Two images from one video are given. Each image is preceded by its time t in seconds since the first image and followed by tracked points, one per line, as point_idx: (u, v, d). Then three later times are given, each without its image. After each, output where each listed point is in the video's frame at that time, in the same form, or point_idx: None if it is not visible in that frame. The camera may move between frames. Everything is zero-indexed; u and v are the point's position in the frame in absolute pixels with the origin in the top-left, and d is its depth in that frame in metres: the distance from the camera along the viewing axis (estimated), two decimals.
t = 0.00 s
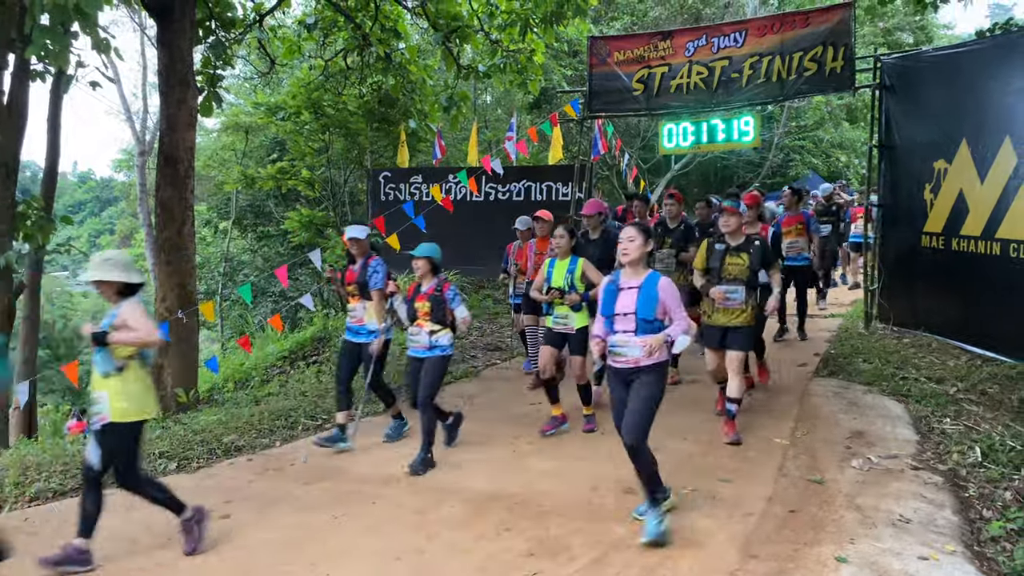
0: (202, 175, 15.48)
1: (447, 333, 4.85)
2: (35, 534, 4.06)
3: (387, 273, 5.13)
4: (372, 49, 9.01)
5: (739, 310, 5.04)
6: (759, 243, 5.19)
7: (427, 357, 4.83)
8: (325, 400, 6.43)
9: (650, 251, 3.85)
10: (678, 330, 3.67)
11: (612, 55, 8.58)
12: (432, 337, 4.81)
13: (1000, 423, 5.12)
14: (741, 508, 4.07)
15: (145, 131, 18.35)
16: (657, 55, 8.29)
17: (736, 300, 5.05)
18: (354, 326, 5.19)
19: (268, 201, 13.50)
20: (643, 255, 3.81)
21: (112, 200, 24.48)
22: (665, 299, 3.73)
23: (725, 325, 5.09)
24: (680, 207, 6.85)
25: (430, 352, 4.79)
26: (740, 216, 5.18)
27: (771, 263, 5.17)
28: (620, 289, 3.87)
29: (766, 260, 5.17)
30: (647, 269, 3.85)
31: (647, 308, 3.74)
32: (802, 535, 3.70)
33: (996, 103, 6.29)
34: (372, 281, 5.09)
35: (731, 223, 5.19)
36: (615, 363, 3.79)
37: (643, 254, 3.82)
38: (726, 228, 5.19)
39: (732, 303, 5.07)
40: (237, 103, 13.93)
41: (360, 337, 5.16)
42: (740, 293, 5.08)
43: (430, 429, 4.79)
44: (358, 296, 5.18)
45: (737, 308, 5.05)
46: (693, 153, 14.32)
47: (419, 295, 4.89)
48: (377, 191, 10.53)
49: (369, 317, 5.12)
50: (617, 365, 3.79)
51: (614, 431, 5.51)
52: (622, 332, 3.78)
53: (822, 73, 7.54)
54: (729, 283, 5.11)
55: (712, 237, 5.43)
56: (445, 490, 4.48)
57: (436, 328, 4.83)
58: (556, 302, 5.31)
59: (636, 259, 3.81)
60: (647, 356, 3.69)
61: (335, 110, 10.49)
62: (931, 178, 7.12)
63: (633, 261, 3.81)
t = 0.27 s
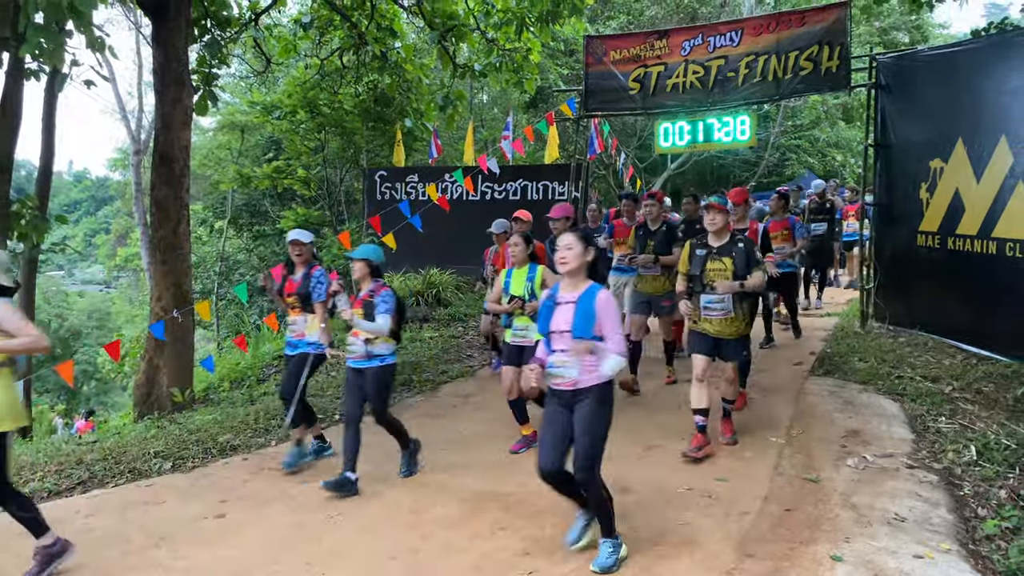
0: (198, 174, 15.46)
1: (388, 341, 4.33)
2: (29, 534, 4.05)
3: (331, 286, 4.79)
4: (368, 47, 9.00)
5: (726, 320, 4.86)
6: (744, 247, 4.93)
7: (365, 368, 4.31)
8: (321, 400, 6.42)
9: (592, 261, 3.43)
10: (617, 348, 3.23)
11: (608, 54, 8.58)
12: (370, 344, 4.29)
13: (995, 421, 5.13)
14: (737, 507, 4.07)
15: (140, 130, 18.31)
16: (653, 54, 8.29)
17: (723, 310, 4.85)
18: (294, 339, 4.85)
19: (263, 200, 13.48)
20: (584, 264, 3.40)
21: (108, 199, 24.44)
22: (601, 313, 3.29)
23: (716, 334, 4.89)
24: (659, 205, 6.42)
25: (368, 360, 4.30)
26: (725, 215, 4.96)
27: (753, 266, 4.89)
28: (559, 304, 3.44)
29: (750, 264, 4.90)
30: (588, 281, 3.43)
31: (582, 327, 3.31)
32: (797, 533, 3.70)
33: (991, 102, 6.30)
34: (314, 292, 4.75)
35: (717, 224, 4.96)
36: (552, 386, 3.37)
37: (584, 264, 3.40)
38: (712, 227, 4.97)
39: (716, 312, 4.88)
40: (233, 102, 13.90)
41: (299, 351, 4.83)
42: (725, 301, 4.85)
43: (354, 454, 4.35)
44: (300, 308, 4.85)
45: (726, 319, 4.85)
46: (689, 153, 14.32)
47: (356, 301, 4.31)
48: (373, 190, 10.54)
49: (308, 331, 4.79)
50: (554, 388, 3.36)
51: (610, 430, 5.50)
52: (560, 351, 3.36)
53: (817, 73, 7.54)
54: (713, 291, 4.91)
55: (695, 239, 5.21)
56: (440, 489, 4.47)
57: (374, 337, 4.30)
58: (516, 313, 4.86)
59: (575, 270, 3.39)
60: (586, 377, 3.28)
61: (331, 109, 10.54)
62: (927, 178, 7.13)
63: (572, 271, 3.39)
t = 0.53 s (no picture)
0: (193, 173, 15.44)
1: (311, 357, 3.99)
2: (23, 533, 4.05)
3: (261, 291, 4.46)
4: (363, 46, 8.99)
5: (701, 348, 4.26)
6: (722, 267, 4.39)
7: (285, 385, 3.98)
8: (316, 399, 6.42)
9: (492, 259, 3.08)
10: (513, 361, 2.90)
11: (603, 53, 8.59)
12: (290, 361, 3.97)
13: (988, 419, 5.16)
14: (730, 505, 4.08)
15: (134, 129, 18.27)
16: (648, 53, 8.31)
17: (698, 335, 4.28)
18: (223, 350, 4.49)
19: (258, 199, 13.48)
20: (484, 264, 3.04)
21: (103, 199, 24.39)
22: (492, 320, 2.94)
23: (690, 362, 4.28)
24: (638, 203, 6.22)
25: (288, 379, 3.95)
26: (705, 229, 4.40)
27: (735, 288, 4.39)
28: (456, 308, 3.07)
29: (733, 285, 4.39)
30: (488, 282, 3.06)
31: (471, 332, 2.95)
32: (790, 530, 3.72)
33: (985, 102, 6.33)
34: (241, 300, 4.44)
35: (695, 240, 4.39)
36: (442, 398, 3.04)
37: (483, 263, 3.04)
38: (689, 244, 4.41)
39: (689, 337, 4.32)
40: (228, 101, 13.90)
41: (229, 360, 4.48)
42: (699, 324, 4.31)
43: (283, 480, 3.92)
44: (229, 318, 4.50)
45: (701, 344, 4.27)
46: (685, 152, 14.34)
47: (276, 313, 4.05)
48: (368, 189, 10.45)
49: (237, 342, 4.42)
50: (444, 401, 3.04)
51: (604, 428, 5.51)
52: (450, 360, 3.02)
53: (811, 71, 7.56)
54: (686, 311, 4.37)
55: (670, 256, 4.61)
56: (435, 487, 4.48)
57: (295, 352, 3.98)
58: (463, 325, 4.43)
59: (472, 272, 3.03)
60: (474, 390, 2.96)
61: (326, 107, 10.51)
62: (921, 176, 7.15)
63: (470, 272, 3.02)
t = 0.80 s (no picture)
0: (186, 172, 15.41)
1: (213, 373, 3.69)
2: (17, 532, 4.05)
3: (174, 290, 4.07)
4: (357, 44, 8.98)
5: (676, 359, 3.91)
6: (700, 271, 3.96)
7: (189, 405, 3.70)
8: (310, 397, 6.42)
9: (365, 252, 2.88)
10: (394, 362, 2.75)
11: (597, 52, 8.60)
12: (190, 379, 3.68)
13: (980, 415, 5.19)
14: (723, 501, 4.10)
15: (128, 127, 18.21)
16: (642, 52, 8.33)
17: (670, 347, 3.93)
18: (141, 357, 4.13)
19: (252, 198, 13.47)
20: (355, 257, 2.86)
21: (96, 197, 24.32)
22: (364, 321, 2.77)
23: (662, 379, 3.94)
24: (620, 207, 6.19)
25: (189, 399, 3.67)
26: (677, 233, 4.00)
27: (716, 293, 3.97)
28: (327, 305, 2.90)
29: (712, 289, 3.96)
30: (362, 275, 2.90)
31: (353, 332, 2.79)
32: (783, 527, 3.74)
33: (977, 100, 6.35)
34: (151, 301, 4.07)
35: (665, 244, 4.00)
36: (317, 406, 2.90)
37: (354, 256, 2.86)
38: (659, 250, 4.01)
39: (662, 348, 3.97)
40: (222, 99, 13.87)
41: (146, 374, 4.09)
42: (673, 333, 3.95)
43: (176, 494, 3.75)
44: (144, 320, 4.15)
45: (673, 357, 3.92)
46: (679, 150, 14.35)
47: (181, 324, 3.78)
48: (362, 187, 10.44)
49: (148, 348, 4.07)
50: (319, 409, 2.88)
51: (599, 425, 5.52)
52: (322, 364, 2.85)
53: (805, 70, 7.58)
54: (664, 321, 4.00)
55: (644, 259, 4.25)
56: (429, 484, 4.50)
57: (194, 366, 3.68)
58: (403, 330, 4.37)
59: (342, 265, 2.85)
60: (345, 397, 2.78)
61: (320, 106, 10.49)
62: (914, 174, 7.18)
63: (340, 265, 2.84)
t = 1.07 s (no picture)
0: (179, 172, 15.38)
1: (90, 391, 3.59)
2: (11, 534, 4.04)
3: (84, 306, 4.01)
4: (351, 44, 8.97)
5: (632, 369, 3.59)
6: (642, 267, 3.67)
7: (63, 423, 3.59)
8: (304, 397, 6.40)
9: (184, 258, 2.74)
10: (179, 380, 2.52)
11: (590, 51, 8.61)
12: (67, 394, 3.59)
13: (972, 413, 5.22)
14: (717, 500, 4.12)
15: (120, 127, 18.15)
16: (635, 51, 8.34)
17: (622, 354, 3.59)
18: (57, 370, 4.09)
19: (245, 197, 13.45)
20: (174, 264, 2.72)
21: (89, 197, 24.22)
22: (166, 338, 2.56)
23: (619, 389, 3.62)
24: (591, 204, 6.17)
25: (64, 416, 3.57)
26: (618, 228, 3.66)
27: (658, 294, 3.62)
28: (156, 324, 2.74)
29: (655, 289, 3.62)
30: (185, 286, 2.74)
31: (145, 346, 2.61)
32: (776, 525, 3.76)
33: (968, 99, 6.38)
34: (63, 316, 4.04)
35: (605, 243, 3.67)
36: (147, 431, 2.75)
37: (174, 264, 2.72)
38: (600, 247, 3.68)
39: (611, 355, 3.62)
40: (215, 99, 13.84)
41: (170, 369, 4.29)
42: (622, 338, 3.59)
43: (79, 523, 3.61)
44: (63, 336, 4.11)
45: (626, 365, 3.59)
46: (673, 150, 14.38)
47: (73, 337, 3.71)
48: (356, 187, 10.46)
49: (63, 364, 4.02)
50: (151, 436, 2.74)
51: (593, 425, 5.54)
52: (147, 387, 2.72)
53: (798, 69, 7.60)
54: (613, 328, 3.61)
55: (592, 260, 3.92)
56: (424, 484, 4.50)
57: (72, 382, 3.59)
58: (319, 336, 4.23)
59: (162, 276, 2.73)
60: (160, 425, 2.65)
61: (313, 105, 10.45)
62: (906, 173, 7.21)
63: (159, 275, 2.73)
